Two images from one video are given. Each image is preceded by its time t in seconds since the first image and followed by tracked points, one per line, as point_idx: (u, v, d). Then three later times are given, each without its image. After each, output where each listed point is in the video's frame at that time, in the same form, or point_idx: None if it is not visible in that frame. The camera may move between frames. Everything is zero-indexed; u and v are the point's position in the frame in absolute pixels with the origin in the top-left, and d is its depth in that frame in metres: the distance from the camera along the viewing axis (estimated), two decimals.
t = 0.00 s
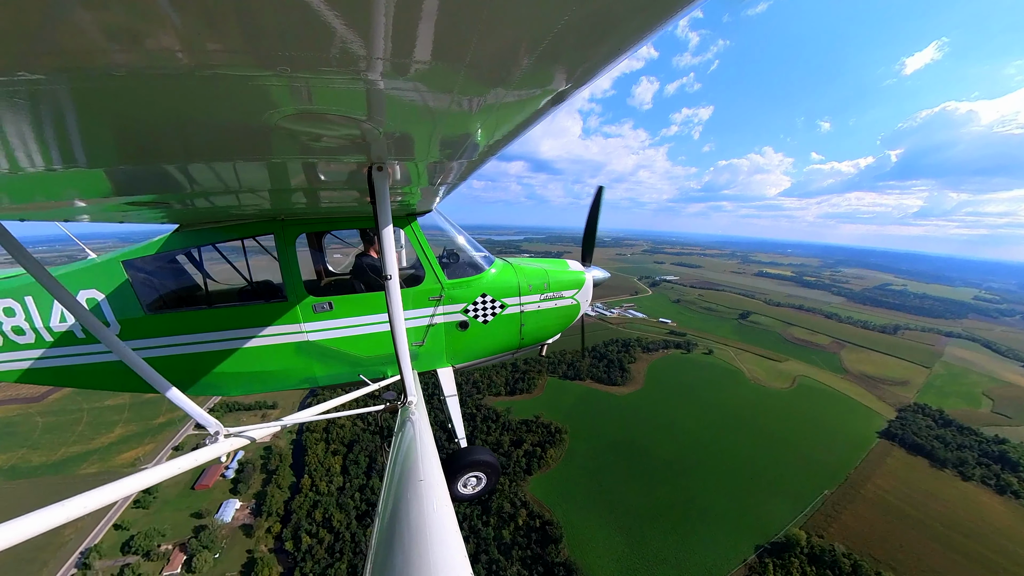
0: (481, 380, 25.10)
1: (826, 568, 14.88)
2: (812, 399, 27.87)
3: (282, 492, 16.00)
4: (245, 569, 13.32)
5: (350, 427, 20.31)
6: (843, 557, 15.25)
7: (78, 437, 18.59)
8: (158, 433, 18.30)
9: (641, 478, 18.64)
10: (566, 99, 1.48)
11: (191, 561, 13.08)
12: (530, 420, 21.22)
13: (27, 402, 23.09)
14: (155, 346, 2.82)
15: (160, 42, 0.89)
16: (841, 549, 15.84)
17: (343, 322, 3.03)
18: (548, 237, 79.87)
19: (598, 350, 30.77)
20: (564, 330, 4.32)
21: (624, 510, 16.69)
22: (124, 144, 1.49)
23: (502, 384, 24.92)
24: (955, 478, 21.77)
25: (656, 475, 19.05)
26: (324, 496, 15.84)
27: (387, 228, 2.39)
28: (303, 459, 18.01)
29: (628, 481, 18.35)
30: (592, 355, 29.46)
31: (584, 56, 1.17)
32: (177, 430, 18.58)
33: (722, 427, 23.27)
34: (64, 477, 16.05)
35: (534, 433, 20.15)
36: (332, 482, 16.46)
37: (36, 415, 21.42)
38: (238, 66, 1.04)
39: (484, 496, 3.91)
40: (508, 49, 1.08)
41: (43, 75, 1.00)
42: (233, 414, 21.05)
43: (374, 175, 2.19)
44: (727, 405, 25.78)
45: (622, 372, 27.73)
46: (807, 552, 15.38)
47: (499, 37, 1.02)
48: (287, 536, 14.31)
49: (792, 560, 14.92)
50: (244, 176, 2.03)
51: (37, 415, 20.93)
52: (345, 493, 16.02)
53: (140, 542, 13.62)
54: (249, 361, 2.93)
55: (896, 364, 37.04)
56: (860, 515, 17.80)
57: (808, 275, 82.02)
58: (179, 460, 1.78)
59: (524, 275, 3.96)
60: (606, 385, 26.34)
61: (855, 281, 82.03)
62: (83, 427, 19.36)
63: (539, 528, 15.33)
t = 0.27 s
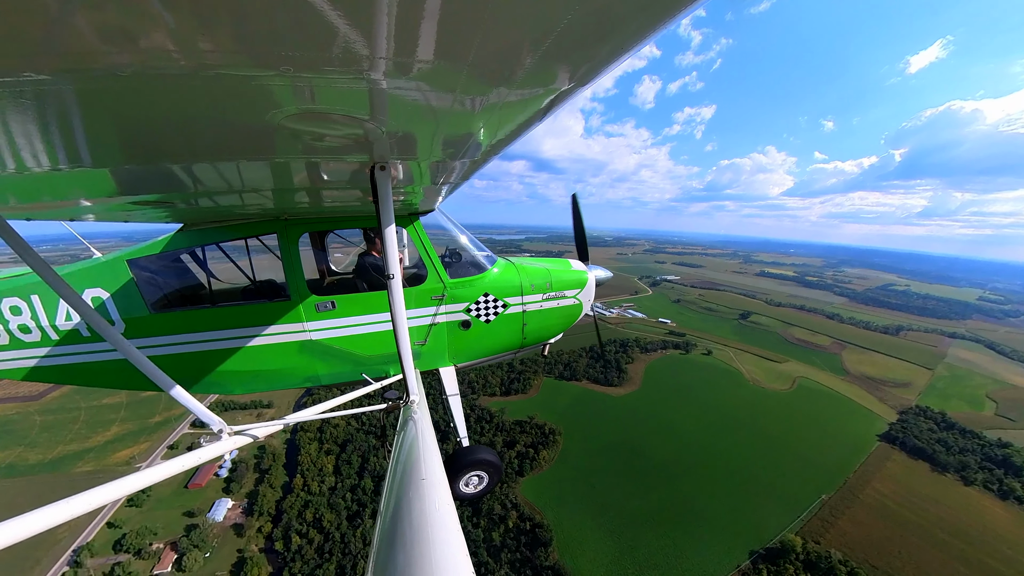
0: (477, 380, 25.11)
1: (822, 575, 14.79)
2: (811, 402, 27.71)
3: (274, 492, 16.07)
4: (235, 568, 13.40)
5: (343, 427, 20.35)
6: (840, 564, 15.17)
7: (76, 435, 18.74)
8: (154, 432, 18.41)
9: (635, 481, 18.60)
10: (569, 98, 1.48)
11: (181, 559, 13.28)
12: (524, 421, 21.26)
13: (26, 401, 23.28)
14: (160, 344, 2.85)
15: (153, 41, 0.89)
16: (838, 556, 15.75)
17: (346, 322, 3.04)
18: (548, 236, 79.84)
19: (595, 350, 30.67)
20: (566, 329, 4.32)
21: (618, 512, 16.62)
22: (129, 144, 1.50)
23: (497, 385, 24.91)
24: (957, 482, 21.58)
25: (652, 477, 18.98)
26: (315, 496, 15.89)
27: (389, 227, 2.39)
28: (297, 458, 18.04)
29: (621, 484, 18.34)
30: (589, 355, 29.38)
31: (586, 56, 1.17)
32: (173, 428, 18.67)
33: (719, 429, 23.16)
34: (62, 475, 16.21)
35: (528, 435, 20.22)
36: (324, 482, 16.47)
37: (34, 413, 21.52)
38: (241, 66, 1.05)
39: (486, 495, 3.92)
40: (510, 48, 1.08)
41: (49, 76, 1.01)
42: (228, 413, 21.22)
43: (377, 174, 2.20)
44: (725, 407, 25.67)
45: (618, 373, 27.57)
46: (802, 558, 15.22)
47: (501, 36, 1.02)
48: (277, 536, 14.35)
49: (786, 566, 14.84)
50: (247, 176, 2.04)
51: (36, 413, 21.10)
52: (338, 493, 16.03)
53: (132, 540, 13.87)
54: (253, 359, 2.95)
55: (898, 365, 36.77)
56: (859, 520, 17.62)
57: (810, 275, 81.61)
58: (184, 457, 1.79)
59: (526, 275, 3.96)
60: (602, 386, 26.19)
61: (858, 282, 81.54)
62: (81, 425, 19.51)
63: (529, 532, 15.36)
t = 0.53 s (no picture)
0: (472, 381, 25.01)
1: None
2: (811, 405, 27.53)
3: (267, 493, 16.18)
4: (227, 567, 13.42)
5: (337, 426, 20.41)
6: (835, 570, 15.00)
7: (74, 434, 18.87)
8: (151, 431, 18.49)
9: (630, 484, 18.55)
10: (571, 98, 1.48)
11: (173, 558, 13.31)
12: (518, 421, 21.18)
13: (26, 399, 23.46)
14: (164, 343, 2.86)
15: (146, 41, 0.89)
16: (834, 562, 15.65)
17: (349, 322, 3.06)
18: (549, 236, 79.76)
19: (593, 351, 30.55)
20: (569, 329, 4.31)
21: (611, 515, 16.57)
22: (134, 144, 1.52)
23: (491, 386, 24.79)
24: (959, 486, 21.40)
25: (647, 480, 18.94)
26: (307, 496, 15.98)
27: (392, 227, 2.40)
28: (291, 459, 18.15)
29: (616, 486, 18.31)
30: (587, 356, 29.29)
31: (588, 56, 1.17)
32: (168, 427, 18.77)
33: (717, 431, 23.06)
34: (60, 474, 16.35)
35: (522, 435, 20.21)
36: (315, 482, 16.58)
37: (33, 412, 21.63)
38: (244, 66, 1.05)
39: (488, 494, 3.93)
40: (513, 49, 1.08)
41: (55, 77, 1.02)
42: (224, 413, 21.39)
43: (379, 174, 2.20)
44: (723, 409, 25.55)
45: (615, 373, 27.30)
46: (797, 565, 15.20)
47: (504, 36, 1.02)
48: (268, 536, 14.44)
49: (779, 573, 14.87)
50: (251, 175, 2.05)
51: (35, 413, 21.23)
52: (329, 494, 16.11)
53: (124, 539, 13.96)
54: (257, 358, 2.97)
55: (901, 367, 36.50)
56: (858, 526, 17.46)
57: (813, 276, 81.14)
58: (188, 455, 1.81)
59: (528, 275, 3.96)
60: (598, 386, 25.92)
61: (862, 282, 81.02)
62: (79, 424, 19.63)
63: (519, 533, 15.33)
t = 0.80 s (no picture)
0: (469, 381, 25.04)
1: None
2: (810, 408, 27.36)
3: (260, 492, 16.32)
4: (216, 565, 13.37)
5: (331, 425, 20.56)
6: None
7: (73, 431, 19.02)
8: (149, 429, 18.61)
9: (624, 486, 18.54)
10: (574, 96, 1.47)
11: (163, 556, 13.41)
12: (512, 423, 21.21)
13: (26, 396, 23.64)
14: (168, 339, 2.88)
15: (141, 38, 0.89)
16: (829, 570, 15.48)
17: (351, 319, 3.06)
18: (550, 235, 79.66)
19: (591, 352, 30.45)
20: (570, 328, 4.30)
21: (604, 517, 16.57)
22: (137, 142, 1.52)
23: (487, 386, 24.83)
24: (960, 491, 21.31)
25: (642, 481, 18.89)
26: (298, 496, 16.07)
27: (394, 225, 2.40)
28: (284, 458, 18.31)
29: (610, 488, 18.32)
30: (585, 357, 29.22)
31: (591, 55, 1.17)
32: (164, 425, 18.88)
33: (715, 433, 22.95)
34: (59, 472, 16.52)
35: (516, 437, 20.30)
36: (307, 481, 16.70)
37: (32, 409, 21.78)
38: (246, 64, 1.05)
39: (488, 492, 3.93)
40: (516, 46, 1.08)
41: (60, 75, 1.03)
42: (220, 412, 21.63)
43: (382, 172, 2.20)
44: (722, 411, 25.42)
45: (612, 375, 27.19)
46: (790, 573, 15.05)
47: (507, 33, 1.01)
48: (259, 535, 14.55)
49: None
50: (254, 173, 2.05)
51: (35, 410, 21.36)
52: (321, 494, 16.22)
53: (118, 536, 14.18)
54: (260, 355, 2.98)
55: (904, 369, 36.26)
56: (855, 533, 17.28)
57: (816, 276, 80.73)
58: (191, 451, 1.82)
59: (530, 273, 3.96)
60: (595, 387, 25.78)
61: (865, 283, 80.52)
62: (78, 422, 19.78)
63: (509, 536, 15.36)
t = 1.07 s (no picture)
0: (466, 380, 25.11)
1: None
2: (810, 411, 27.19)
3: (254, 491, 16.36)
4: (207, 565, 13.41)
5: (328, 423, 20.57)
6: None
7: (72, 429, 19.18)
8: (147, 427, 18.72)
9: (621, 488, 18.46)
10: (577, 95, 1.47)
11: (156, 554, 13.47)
12: (508, 424, 21.15)
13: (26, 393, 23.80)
14: (172, 336, 2.89)
15: (136, 34, 0.88)
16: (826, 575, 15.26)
17: (354, 318, 3.07)
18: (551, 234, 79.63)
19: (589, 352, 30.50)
20: (572, 327, 4.30)
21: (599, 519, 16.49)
22: (142, 140, 1.53)
23: (484, 387, 24.95)
24: (962, 496, 21.19)
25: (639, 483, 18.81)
26: (291, 495, 16.03)
27: (396, 224, 2.40)
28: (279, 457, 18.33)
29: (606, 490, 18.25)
30: (583, 358, 29.27)
31: (594, 54, 1.16)
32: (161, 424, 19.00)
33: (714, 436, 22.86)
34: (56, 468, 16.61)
35: (512, 437, 20.30)
36: (301, 478, 16.70)
37: (32, 407, 21.94)
38: (248, 63, 1.05)
39: (490, 491, 3.93)
40: (520, 46, 1.07)
41: (66, 74, 1.04)
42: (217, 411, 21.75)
43: (385, 171, 2.20)
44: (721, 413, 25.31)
45: (609, 377, 27.31)
46: None
47: (510, 32, 1.01)
48: (251, 535, 14.65)
49: None
50: (257, 172, 2.06)
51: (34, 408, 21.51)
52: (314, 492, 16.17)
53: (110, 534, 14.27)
54: (263, 353, 3.00)
55: (906, 371, 36.05)
56: (853, 539, 17.14)
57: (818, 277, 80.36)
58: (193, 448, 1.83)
59: (532, 273, 3.95)
60: (592, 389, 25.92)
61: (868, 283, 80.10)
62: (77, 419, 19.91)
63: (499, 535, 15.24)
